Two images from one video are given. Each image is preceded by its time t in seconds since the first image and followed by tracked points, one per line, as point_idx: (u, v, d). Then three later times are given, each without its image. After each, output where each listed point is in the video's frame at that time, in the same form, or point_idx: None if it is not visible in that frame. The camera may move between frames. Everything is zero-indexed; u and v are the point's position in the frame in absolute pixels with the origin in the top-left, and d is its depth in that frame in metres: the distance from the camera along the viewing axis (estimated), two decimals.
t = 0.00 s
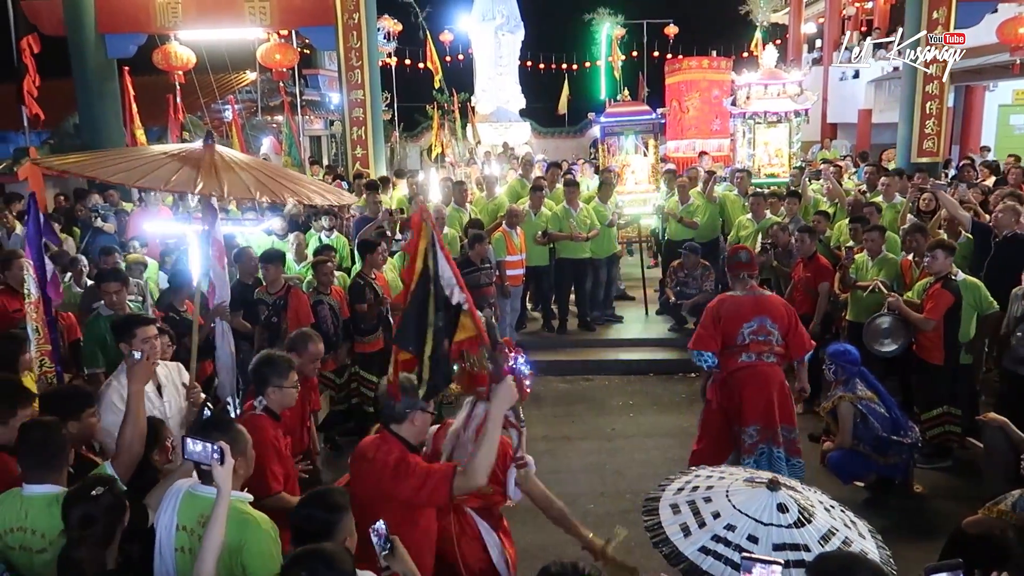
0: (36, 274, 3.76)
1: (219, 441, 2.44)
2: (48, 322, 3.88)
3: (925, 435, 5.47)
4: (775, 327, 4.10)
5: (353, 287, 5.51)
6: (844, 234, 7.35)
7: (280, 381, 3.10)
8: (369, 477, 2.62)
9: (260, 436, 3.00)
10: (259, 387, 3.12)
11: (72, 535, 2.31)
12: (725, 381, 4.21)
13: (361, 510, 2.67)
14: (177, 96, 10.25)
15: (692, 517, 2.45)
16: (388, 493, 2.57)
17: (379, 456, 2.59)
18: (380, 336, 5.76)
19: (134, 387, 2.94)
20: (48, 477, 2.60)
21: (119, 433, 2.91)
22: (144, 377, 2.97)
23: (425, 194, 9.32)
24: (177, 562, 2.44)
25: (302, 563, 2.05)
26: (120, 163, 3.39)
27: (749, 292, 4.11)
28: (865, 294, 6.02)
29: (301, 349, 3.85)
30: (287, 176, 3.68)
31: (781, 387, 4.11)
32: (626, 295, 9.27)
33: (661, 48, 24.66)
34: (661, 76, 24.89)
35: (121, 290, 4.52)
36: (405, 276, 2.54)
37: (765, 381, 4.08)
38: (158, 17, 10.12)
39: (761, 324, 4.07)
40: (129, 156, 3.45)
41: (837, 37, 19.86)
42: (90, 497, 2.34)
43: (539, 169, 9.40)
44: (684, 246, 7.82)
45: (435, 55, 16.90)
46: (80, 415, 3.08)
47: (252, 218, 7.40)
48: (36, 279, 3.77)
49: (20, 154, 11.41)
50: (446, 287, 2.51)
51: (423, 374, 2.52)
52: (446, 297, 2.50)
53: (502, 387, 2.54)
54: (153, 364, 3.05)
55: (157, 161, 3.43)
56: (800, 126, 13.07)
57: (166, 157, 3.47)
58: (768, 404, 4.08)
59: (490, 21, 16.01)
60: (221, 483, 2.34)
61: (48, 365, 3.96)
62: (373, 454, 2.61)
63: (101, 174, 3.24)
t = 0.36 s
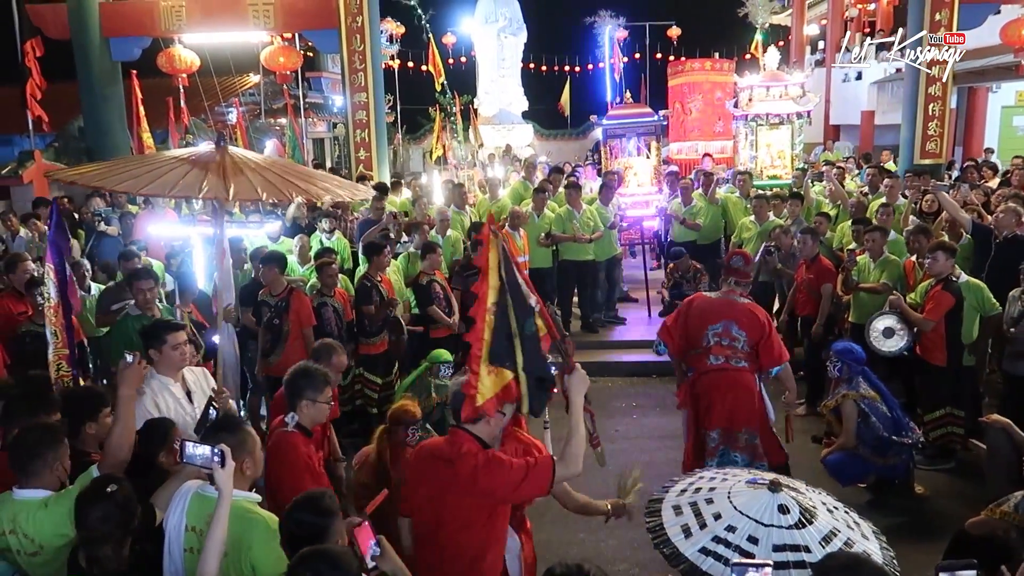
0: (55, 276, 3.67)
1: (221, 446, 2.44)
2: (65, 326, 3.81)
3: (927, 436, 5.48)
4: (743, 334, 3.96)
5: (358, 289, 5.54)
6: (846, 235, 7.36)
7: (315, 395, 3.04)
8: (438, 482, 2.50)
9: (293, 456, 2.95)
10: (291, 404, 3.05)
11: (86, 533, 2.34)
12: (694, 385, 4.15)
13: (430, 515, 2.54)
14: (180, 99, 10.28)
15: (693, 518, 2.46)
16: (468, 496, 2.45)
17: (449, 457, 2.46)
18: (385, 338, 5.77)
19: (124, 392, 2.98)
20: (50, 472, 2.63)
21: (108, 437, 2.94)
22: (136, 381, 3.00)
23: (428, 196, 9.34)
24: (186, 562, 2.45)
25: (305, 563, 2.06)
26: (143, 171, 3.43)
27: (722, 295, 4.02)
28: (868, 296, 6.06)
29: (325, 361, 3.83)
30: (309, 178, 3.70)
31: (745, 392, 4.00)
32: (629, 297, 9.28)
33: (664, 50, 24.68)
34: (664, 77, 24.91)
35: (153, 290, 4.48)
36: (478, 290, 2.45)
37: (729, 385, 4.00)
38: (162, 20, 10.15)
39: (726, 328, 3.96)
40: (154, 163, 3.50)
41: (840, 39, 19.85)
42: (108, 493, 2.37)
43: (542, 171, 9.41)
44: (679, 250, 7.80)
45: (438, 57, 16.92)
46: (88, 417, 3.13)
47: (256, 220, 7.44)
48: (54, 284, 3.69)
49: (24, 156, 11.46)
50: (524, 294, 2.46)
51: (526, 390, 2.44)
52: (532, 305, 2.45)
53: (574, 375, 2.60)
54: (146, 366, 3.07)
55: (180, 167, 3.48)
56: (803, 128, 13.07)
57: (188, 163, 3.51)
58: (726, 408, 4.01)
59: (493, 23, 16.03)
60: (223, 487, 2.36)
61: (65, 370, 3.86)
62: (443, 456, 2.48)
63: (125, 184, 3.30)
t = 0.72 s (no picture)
0: (73, 276, 3.62)
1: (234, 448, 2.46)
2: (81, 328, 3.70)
3: (926, 440, 5.48)
4: (769, 347, 3.90)
5: (359, 292, 5.56)
6: (845, 239, 7.38)
7: (360, 401, 3.01)
8: (490, 484, 2.64)
9: (333, 463, 2.92)
10: (337, 409, 3.02)
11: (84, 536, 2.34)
12: (715, 400, 4.02)
13: (487, 518, 2.66)
14: (180, 101, 10.30)
15: (694, 522, 2.46)
16: (528, 490, 2.61)
17: (503, 456, 2.62)
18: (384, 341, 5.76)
19: (130, 399, 2.95)
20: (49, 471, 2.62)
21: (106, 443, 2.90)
22: (144, 389, 2.99)
23: (427, 199, 9.36)
24: (188, 565, 2.46)
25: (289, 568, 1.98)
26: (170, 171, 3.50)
27: (742, 311, 3.92)
28: (866, 300, 6.09)
29: (378, 371, 3.81)
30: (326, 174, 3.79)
31: (771, 409, 3.91)
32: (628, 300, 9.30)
33: (663, 53, 24.73)
34: (663, 81, 24.97)
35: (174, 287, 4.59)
36: (547, 302, 3.06)
37: (753, 401, 3.90)
38: (162, 22, 10.15)
39: (754, 344, 3.87)
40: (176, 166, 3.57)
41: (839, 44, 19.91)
42: (101, 500, 2.36)
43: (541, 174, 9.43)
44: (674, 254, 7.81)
45: (437, 60, 16.94)
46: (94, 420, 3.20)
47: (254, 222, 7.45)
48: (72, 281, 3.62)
49: (23, 158, 11.47)
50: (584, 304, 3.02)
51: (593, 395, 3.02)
52: (588, 312, 2.99)
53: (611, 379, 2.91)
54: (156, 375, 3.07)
55: (206, 166, 3.54)
56: (802, 132, 13.09)
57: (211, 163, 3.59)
58: (749, 422, 3.91)
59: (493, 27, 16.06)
60: (236, 490, 2.37)
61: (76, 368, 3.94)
62: (492, 455, 2.64)
63: (156, 182, 3.36)
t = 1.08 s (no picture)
0: (66, 282, 3.56)
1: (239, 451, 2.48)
2: (76, 329, 3.66)
3: (925, 443, 5.48)
4: (794, 346, 3.91)
5: (358, 294, 5.57)
6: (844, 243, 7.39)
7: (410, 396, 2.88)
8: (552, 484, 2.61)
9: (384, 461, 2.78)
10: (385, 405, 2.90)
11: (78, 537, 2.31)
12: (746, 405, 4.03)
13: (548, 522, 2.62)
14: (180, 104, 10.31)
15: (693, 526, 2.46)
16: (589, 487, 2.62)
17: (564, 455, 2.62)
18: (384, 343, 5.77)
19: (138, 400, 2.95)
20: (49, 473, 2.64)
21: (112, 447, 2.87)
22: (152, 392, 2.99)
23: (427, 202, 9.37)
24: (187, 567, 2.47)
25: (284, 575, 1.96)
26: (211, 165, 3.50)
27: (761, 315, 3.91)
28: (864, 303, 6.11)
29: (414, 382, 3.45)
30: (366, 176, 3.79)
31: (800, 410, 3.88)
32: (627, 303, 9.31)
33: (662, 57, 24.75)
34: (662, 84, 25.01)
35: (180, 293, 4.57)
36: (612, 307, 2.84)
37: (782, 403, 3.89)
38: (163, 25, 10.15)
39: (779, 344, 3.88)
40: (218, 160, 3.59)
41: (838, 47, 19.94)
42: (93, 503, 2.36)
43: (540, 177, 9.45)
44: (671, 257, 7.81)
45: (436, 63, 16.95)
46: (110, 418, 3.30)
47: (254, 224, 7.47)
48: (67, 286, 3.56)
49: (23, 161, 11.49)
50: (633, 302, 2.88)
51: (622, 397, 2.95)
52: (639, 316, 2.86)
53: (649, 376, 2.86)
54: (165, 378, 3.06)
55: (246, 160, 3.57)
56: (801, 136, 13.09)
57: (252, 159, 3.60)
58: (787, 424, 3.87)
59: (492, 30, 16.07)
60: (238, 492, 2.39)
61: (70, 371, 3.90)
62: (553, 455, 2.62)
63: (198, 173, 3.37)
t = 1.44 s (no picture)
0: (66, 286, 3.52)
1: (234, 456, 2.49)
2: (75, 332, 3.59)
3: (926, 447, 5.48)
4: (780, 353, 3.74)
5: (358, 297, 5.57)
6: (844, 247, 7.39)
7: (442, 403, 2.84)
8: (586, 476, 2.65)
9: (427, 470, 2.74)
10: (417, 416, 2.84)
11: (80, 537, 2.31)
12: (728, 405, 3.84)
13: (582, 517, 2.67)
14: (182, 106, 10.32)
15: (696, 528, 2.46)
16: (621, 481, 2.68)
17: (596, 449, 2.66)
18: (385, 345, 5.76)
19: (121, 406, 2.82)
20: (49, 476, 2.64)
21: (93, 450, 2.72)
22: (137, 397, 2.85)
23: (428, 205, 9.38)
24: (186, 573, 2.46)
25: None
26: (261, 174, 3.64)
27: (751, 316, 3.85)
28: (865, 306, 6.10)
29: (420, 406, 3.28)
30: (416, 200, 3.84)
31: (782, 413, 3.63)
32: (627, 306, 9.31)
33: (663, 60, 24.78)
34: (663, 88, 25.05)
35: (191, 297, 4.56)
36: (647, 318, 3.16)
37: (764, 404, 3.65)
38: (164, 28, 10.16)
39: (763, 347, 3.73)
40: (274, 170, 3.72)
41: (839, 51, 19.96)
42: (90, 503, 2.35)
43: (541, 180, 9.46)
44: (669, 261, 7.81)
45: (437, 66, 16.96)
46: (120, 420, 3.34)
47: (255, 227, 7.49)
48: (66, 289, 3.52)
49: (25, 163, 11.52)
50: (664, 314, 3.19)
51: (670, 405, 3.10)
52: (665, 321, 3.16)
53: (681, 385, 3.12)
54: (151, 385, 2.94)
55: (281, 167, 3.71)
56: (802, 139, 13.10)
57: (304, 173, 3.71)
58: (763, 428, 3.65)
59: (494, 33, 16.09)
60: (233, 496, 2.39)
61: (68, 373, 4.04)
62: (587, 448, 2.66)
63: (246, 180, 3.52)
